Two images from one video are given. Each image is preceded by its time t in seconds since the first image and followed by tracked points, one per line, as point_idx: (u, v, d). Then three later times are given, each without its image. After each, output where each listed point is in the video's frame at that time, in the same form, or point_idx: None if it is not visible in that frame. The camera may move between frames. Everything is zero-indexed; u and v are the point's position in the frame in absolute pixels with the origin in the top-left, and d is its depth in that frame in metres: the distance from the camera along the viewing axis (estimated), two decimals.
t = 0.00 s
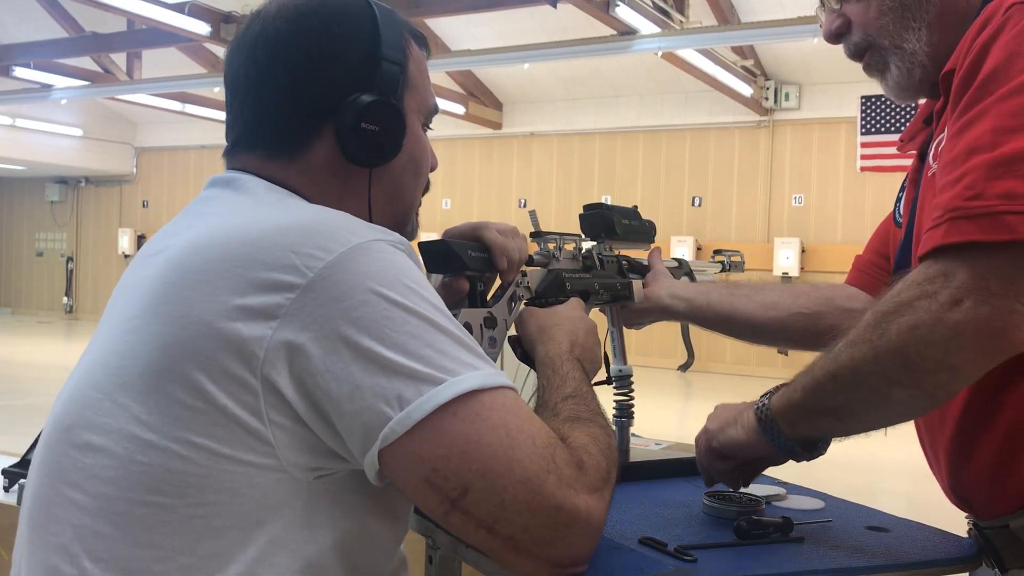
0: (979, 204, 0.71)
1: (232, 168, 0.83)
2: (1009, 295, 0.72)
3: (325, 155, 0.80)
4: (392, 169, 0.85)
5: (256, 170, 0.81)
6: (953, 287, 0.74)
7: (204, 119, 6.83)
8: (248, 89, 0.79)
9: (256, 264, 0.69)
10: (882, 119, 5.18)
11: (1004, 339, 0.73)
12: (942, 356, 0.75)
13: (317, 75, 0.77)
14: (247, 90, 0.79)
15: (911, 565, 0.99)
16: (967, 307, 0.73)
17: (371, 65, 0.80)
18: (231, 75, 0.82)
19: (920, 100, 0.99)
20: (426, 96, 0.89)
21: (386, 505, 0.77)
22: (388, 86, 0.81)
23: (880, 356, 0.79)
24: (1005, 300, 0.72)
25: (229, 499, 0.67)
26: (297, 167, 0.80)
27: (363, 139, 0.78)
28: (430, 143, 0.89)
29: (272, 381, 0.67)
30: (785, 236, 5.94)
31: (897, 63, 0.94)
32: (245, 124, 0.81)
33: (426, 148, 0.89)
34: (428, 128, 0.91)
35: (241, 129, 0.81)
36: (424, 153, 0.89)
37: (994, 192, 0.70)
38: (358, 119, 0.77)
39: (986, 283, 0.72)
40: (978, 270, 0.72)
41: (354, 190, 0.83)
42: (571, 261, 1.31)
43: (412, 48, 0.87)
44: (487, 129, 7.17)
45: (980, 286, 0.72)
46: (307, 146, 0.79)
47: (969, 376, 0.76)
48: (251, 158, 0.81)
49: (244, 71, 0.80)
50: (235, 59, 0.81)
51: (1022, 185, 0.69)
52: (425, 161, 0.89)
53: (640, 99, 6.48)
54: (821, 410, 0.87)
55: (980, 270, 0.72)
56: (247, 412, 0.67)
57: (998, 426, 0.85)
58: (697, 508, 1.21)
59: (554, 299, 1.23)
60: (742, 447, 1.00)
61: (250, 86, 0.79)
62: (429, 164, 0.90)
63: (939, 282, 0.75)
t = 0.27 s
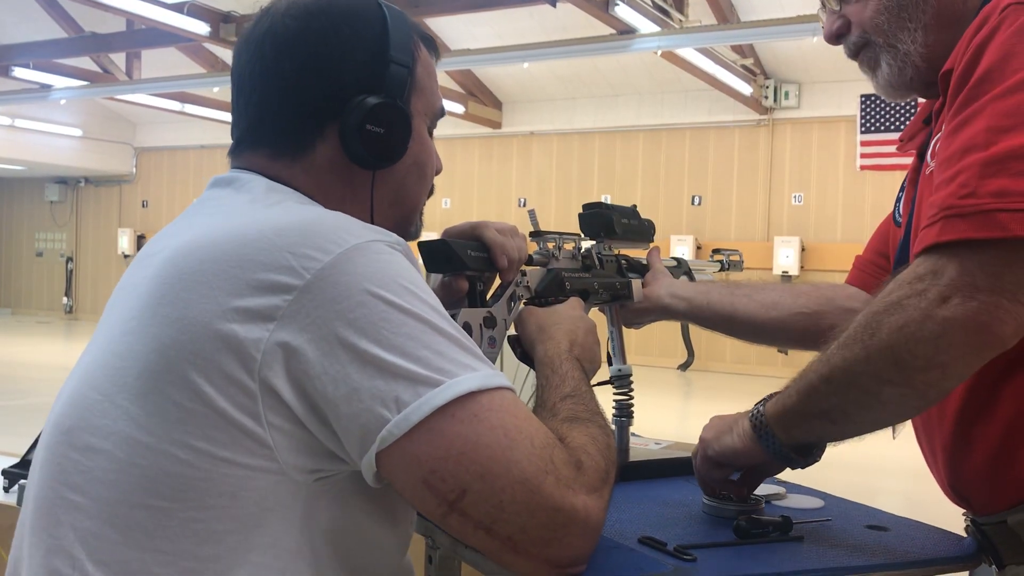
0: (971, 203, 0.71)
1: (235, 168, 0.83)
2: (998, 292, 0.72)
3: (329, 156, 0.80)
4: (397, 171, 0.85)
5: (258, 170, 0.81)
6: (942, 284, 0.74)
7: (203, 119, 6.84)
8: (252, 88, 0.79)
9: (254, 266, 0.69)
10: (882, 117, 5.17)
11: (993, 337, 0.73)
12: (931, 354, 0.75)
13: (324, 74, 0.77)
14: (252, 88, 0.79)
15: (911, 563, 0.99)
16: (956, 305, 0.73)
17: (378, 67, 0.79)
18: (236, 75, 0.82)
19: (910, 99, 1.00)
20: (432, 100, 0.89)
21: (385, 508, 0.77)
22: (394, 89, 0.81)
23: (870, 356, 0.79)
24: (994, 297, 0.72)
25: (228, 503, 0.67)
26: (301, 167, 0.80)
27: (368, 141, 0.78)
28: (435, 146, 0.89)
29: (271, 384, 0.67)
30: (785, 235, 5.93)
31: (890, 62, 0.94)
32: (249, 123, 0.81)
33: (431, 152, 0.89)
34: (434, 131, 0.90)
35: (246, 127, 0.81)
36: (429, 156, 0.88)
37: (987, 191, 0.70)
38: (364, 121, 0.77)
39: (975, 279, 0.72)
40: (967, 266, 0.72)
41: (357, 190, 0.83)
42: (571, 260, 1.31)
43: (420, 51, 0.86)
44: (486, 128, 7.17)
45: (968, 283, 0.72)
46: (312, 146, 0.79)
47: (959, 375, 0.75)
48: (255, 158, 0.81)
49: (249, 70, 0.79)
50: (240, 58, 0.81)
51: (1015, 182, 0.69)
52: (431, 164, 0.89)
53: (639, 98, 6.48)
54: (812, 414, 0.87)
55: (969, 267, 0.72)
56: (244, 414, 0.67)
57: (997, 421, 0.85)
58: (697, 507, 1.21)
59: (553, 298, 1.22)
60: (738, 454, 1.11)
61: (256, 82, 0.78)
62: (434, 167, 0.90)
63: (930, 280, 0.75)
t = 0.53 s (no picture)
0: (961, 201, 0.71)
1: (239, 167, 0.83)
2: (990, 287, 0.71)
3: (337, 159, 0.80)
4: (403, 176, 0.85)
5: (264, 171, 0.80)
6: (935, 280, 0.74)
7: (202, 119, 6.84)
8: (258, 88, 0.79)
9: (256, 265, 0.69)
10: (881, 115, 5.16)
11: (985, 333, 0.72)
12: (924, 350, 0.75)
13: (333, 79, 0.77)
14: (258, 87, 0.79)
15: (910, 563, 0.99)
16: (948, 301, 0.73)
17: (388, 71, 0.80)
18: (242, 71, 0.81)
19: (905, 100, 1.00)
20: (437, 105, 0.89)
21: (387, 509, 0.77)
22: (403, 94, 0.82)
23: (865, 353, 0.79)
24: (985, 293, 0.71)
25: (232, 504, 0.67)
26: (307, 169, 0.80)
27: (378, 147, 0.78)
28: (440, 150, 0.89)
29: (273, 384, 0.67)
30: (784, 234, 5.93)
31: (886, 64, 0.94)
32: (254, 122, 0.80)
33: (436, 156, 0.89)
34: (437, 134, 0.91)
35: (251, 128, 0.81)
36: (434, 160, 0.89)
37: (977, 188, 0.70)
38: (374, 127, 0.77)
39: (966, 275, 0.72)
40: (958, 262, 0.72)
41: (363, 194, 0.83)
42: (571, 260, 1.31)
43: (427, 56, 0.87)
44: (485, 127, 7.17)
45: (958, 278, 0.72)
46: (320, 149, 0.79)
47: (953, 371, 0.75)
48: (261, 157, 0.81)
49: (257, 69, 0.79)
50: (247, 55, 0.81)
51: (1005, 180, 0.69)
52: (435, 168, 0.89)
53: (638, 98, 6.48)
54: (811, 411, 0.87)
55: (961, 262, 0.72)
56: (247, 415, 0.67)
57: (993, 417, 0.85)
58: (697, 506, 1.21)
59: (552, 298, 1.22)
60: (738, 451, 1.13)
61: (262, 83, 0.78)
62: (437, 171, 0.91)
63: (922, 277, 0.75)
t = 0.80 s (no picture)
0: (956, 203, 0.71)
1: (239, 168, 0.83)
2: (985, 288, 0.71)
3: (333, 156, 0.80)
4: (400, 173, 0.85)
5: (263, 171, 0.81)
6: (930, 281, 0.74)
7: (201, 119, 6.84)
8: (254, 88, 0.79)
9: (257, 265, 0.69)
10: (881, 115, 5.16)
11: (981, 334, 0.72)
12: (920, 351, 0.75)
13: (326, 76, 0.77)
14: (255, 87, 0.79)
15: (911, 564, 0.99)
16: (944, 301, 0.73)
17: (383, 67, 0.80)
18: (240, 72, 0.82)
19: (907, 104, 1.00)
20: (436, 104, 0.89)
21: (388, 511, 0.77)
22: (398, 89, 0.81)
23: (861, 352, 0.79)
24: (980, 294, 0.71)
25: (234, 506, 0.67)
26: (304, 167, 0.80)
27: (372, 141, 0.78)
28: (439, 147, 0.89)
29: (275, 385, 0.67)
30: (784, 234, 5.93)
31: (883, 68, 0.94)
32: (252, 122, 0.80)
33: (434, 152, 0.89)
34: (436, 133, 0.91)
35: (249, 127, 0.81)
36: (432, 157, 0.89)
37: (971, 190, 0.70)
38: (367, 122, 0.77)
39: (960, 276, 0.72)
40: (953, 262, 0.72)
41: (359, 190, 0.83)
42: (570, 261, 1.31)
43: (423, 52, 0.87)
44: (485, 128, 7.17)
45: (953, 279, 0.72)
46: (315, 146, 0.79)
47: (949, 372, 0.75)
48: (260, 157, 0.81)
49: (252, 70, 0.79)
50: (244, 55, 0.81)
51: (997, 182, 0.69)
52: (434, 165, 0.89)
53: (638, 98, 6.48)
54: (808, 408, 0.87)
55: (955, 264, 0.72)
56: (249, 416, 0.67)
57: (991, 418, 0.85)
58: (697, 507, 1.21)
59: (553, 299, 1.23)
60: (737, 447, 1.13)
61: (259, 82, 0.78)
62: (437, 168, 0.90)
63: (918, 277, 0.75)
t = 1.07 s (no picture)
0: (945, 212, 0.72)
1: (238, 169, 0.83)
2: (978, 295, 0.72)
3: (333, 157, 0.80)
4: (401, 174, 0.85)
5: (262, 172, 0.81)
6: (924, 289, 0.74)
7: (201, 121, 6.83)
8: (254, 89, 0.79)
9: (257, 269, 0.69)
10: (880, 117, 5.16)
11: (975, 341, 0.73)
12: (915, 357, 0.75)
13: (326, 74, 0.77)
14: (255, 88, 0.79)
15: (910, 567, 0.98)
16: (938, 308, 0.73)
17: (384, 68, 0.80)
18: (238, 72, 0.82)
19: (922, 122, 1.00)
20: (435, 104, 0.90)
21: (388, 515, 0.77)
22: (399, 90, 0.82)
23: (855, 359, 0.79)
24: (974, 302, 0.72)
25: (234, 511, 0.67)
26: (304, 168, 0.80)
27: (373, 142, 0.78)
28: (438, 147, 0.90)
29: (275, 390, 0.67)
30: (783, 235, 5.94)
31: (894, 91, 0.94)
32: (252, 123, 0.80)
33: (433, 152, 0.90)
34: (436, 134, 0.91)
35: (248, 128, 0.81)
36: (431, 157, 0.89)
37: (961, 199, 0.71)
38: (368, 123, 0.77)
39: (955, 283, 0.72)
40: (946, 271, 0.73)
41: (359, 191, 0.83)
42: (569, 264, 1.32)
43: (423, 53, 0.87)
44: (484, 129, 7.17)
45: (949, 287, 0.73)
46: (316, 146, 0.79)
47: (944, 378, 0.75)
48: (259, 159, 0.81)
49: (251, 70, 0.79)
50: (243, 55, 0.81)
51: (987, 191, 0.70)
52: (433, 165, 0.89)
53: (638, 99, 6.47)
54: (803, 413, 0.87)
55: (950, 271, 0.72)
56: (250, 422, 0.67)
57: (989, 423, 0.85)
58: (696, 510, 1.22)
59: (552, 301, 1.22)
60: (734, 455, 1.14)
61: (258, 82, 0.78)
62: (436, 168, 0.91)
63: (913, 284, 0.75)
